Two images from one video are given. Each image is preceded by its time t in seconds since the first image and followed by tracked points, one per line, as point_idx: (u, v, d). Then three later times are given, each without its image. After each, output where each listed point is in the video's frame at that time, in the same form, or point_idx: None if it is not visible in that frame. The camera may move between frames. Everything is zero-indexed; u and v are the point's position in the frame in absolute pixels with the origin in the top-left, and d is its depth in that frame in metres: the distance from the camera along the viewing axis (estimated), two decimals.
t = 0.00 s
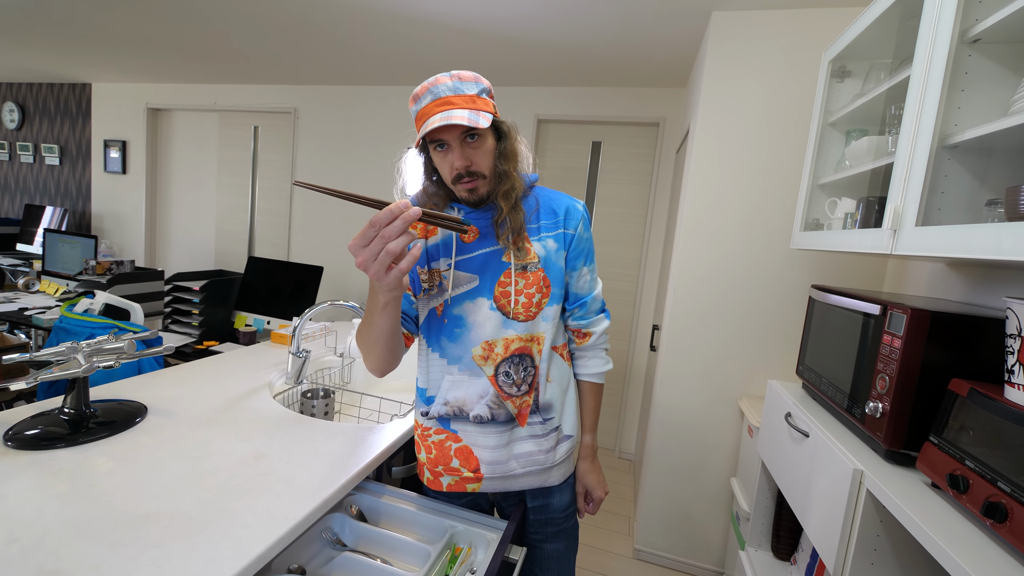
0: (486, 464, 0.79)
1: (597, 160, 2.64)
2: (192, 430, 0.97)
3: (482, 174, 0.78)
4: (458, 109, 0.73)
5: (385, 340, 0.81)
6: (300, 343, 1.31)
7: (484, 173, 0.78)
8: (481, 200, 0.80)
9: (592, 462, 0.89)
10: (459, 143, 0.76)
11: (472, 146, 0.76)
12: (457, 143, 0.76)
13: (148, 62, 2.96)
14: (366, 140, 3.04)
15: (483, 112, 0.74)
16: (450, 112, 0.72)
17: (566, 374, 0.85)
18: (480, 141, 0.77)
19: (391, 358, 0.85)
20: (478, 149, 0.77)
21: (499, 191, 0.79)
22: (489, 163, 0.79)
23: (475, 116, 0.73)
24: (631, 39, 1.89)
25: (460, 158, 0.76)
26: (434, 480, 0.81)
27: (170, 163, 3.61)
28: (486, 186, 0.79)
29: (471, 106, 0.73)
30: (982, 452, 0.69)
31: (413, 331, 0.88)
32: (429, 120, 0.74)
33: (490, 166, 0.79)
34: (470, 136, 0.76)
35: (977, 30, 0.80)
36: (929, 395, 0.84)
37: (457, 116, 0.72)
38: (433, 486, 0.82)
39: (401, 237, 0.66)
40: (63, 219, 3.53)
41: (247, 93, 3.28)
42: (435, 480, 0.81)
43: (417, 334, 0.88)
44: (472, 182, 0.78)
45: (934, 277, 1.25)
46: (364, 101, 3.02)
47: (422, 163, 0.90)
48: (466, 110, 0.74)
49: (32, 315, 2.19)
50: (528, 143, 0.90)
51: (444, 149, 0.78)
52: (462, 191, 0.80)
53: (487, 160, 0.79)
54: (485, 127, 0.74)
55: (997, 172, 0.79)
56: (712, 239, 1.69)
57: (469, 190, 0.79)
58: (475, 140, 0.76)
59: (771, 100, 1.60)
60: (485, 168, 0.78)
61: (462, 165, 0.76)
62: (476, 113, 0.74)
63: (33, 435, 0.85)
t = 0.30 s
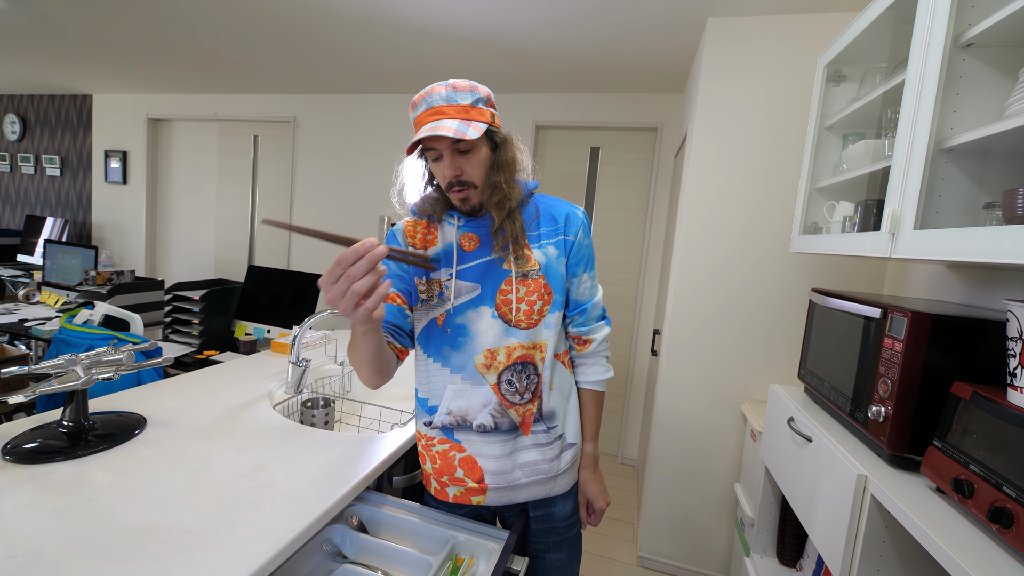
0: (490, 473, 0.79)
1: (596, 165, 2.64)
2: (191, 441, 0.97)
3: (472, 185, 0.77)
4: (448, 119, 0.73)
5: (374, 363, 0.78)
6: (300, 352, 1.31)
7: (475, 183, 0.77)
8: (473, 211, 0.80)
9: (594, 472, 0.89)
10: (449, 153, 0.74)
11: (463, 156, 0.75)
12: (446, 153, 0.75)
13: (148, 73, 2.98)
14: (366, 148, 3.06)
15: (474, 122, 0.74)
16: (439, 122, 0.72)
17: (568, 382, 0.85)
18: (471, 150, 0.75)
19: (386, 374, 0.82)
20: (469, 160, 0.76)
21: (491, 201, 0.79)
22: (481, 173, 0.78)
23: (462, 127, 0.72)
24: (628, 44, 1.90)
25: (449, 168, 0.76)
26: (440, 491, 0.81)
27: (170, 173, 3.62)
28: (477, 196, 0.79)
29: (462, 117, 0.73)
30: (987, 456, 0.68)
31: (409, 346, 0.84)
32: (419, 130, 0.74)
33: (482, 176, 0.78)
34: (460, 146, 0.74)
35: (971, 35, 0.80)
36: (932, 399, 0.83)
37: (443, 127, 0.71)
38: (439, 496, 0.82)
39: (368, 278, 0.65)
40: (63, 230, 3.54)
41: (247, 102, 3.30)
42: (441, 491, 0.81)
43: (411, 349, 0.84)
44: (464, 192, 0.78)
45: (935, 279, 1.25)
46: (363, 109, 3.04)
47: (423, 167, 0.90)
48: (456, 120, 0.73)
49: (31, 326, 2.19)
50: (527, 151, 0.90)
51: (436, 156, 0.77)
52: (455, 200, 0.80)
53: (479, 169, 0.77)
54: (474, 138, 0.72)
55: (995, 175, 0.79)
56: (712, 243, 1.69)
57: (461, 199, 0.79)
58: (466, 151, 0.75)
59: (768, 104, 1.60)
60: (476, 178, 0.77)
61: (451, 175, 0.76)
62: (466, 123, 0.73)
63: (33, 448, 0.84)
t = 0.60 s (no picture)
0: (485, 479, 0.79)
1: (586, 168, 2.66)
2: (177, 455, 0.95)
3: (463, 191, 0.77)
4: (439, 125, 0.72)
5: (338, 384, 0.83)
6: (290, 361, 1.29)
7: (467, 190, 0.77)
8: (465, 216, 0.79)
9: (588, 480, 0.86)
10: (439, 159, 0.74)
11: (455, 162, 0.75)
12: (438, 159, 0.75)
13: (130, 79, 2.93)
14: (355, 153, 3.04)
15: (466, 129, 0.73)
16: (430, 128, 0.72)
17: (563, 390, 0.83)
18: (465, 156, 0.75)
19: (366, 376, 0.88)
20: (461, 166, 0.75)
21: (483, 207, 0.77)
22: (474, 179, 0.77)
23: (453, 134, 0.71)
24: (617, 48, 1.92)
25: (440, 175, 0.75)
26: (435, 496, 0.82)
27: (154, 181, 3.56)
28: (469, 202, 0.78)
29: (455, 123, 0.72)
30: (971, 449, 0.70)
31: (388, 354, 0.92)
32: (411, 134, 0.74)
33: (474, 183, 0.77)
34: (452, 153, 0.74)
35: (948, 36, 0.82)
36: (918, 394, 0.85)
37: (431, 133, 0.71)
38: (434, 502, 0.83)
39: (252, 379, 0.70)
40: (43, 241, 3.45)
41: (233, 108, 3.26)
42: (436, 496, 0.82)
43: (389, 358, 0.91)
44: (456, 198, 0.77)
45: (919, 276, 1.27)
46: (352, 114, 3.02)
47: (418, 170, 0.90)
48: (448, 127, 0.72)
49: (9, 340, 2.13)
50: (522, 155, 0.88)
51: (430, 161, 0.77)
52: (447, 205, 0.79)
53: (471, 175, 0.77)
54: (463, 146, 0.71)
55: (974, 173, 0.80)
56: (701, 244, 1.71)
57: (453, 205, 0.78)
58: (458, 158, 0.75)
59: (753, 106, 1.63)
60: (467, 185, 0.77)
61: (442, 181, 0.76)
62: (457, 130, 0.72)
63: (9, 467, 0.82)
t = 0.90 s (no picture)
0: (479, 478, 0.79)
1: (582, 167, 2.66)
2: (175, 455, 0.94)
3: (455, 198, 0.75)
4: (428, 132, 0.70)
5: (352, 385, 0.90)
6: (287, 361, 1.28)
7: (458, 196, 0.75)
8: (459, 220, 0.78)
9: (585, 484, 0.84)
10: (428, 167, 0.72)
11: (445, 169, 0.72)
12: (427, 167, 0.72)
13: (124, 79, 2.91)
14: (351, 153, 3.03)
15: (455, 136, 0.70)
16: (418, 135, 0.70)
17: (560, 390, 0.83)
18: (455, 163, 0.72)
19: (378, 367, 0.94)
20: (452, 172, 0.73)
21: (475, 211, 0.75)
22: (465, 185, 0.75)
23: (440, 143, 0.69)
24: (612, 46, 1.92)
25: (430, 182, 0.73)
26: (432, 493, 0.82)
27: (149, 181, 3.54)
28: (462, 208, 0.76)
29: (444, 130, 0.70)
30: (968, 445, 0.70)
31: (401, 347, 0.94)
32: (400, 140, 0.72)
33: (466, 189, 0.75)
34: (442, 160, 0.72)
35: (947, 30, 0.83)
36: (915, 390, 0.85)
37: (418, 144, 0.68)
38: (430, 499, 0.83)
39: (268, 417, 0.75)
40: (38, 243, 3.44)
41: (228, 108, 3.24)
42: (432, 493, 0.82)
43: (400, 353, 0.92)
44: (447, 204, 0.76)
45: (915, 273, 1.27)
46: (347, 113, 3.01)
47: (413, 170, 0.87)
48: (436, 134, 0.70)
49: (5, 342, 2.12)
50: (519, 155, 0.86)
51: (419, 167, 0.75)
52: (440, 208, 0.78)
53: (462, 181, 0.74)
54: (452, 155, 0.69)
55: (974, 167, 0.80)
56: (699, 242, 1.71)
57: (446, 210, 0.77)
58: (448, 164, 0.72)
59: (750, 104, 1.63)
60: (458, 191, 0.74)
61: (433, 189, 0.74)
62: (445, 138, 0.70)
63: (7, 467, 0.81)
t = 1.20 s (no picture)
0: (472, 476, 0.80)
1: (583, 165, 2.65)
2: (174, 453, 0.94)
3: (453, 202, 0.74)
4: (424, 140, 0.69)
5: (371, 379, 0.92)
6: (287, 360, 1.28)
7: (456, 200, 0.74)
8: (457, 222, 0.77)
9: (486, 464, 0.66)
10: (426, 173, 0.72)
11: (443, 174, 0.71)
12: (425, 173, 0.72)
13: (124, 77, 2.90)
14: (350, 151, 3.02)
15: (451, 143, 0.69)
16: (414, 143, 0.69)
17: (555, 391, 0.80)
18: (452, 168, 0.71)
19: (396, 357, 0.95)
20: (449, 177, 0.71)
21: (473, 215, 0.75)
22: (463, 189, 0.73)
23: (435, 151, 0.68)
24: (612, 45, 1.92)
25: (429, 187, 0.73)
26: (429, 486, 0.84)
27: (149, 180, 3.54)
28: (461, 211, 0.75)
29: (440, 137, 0.69)
30: (969, 444, 0.70)
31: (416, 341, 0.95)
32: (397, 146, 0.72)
33: (465, 193, 0.74)
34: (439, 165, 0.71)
35: (946, 29, 0.82)
36: (915, 389, 0.85)
37: (413, 153, 0.68)
38: (428, 492, 0.86)
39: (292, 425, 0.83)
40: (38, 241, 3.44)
41: (228, 107, 3.24)
42: (429, 486, 0.85)
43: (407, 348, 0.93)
44: (446, 207, 0.75)
45: (915, 272, 1.27)
46: (347, 112, 3.01)
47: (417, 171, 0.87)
48: (432, 142, 0.69)
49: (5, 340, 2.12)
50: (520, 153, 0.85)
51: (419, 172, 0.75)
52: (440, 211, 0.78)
53: (460, 186, 0.73)
54: (447, 162, 0.68)
55: (975, 167, 0.80)
56: (699, 241, 1.71)
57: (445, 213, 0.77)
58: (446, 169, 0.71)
59: (750, 102, 1.63)
60: (456, 195, 0.73)
61: (432, 193, 0.73)
62: (441, 145, 0.69)
63: (7, 465, 0.81)
